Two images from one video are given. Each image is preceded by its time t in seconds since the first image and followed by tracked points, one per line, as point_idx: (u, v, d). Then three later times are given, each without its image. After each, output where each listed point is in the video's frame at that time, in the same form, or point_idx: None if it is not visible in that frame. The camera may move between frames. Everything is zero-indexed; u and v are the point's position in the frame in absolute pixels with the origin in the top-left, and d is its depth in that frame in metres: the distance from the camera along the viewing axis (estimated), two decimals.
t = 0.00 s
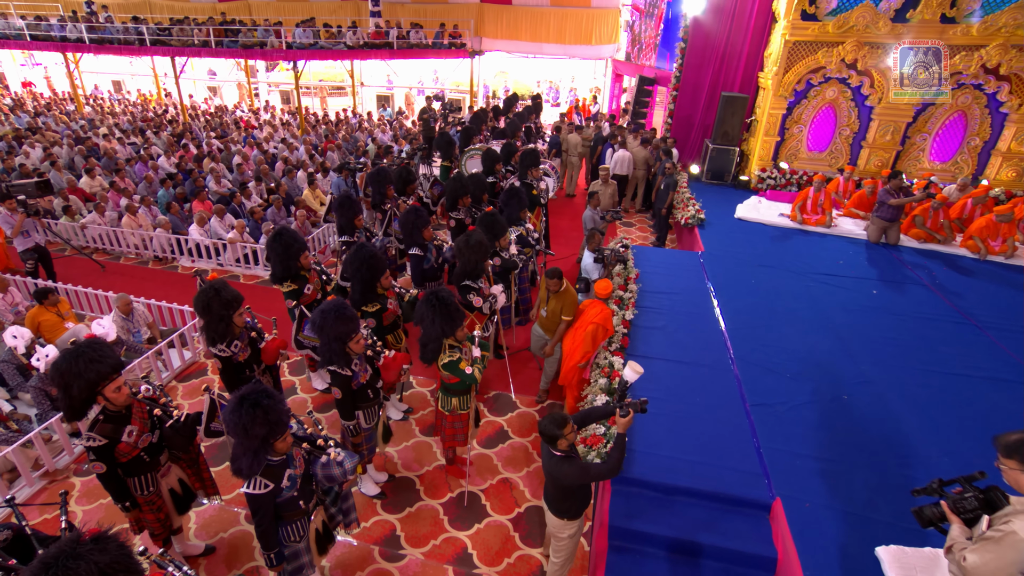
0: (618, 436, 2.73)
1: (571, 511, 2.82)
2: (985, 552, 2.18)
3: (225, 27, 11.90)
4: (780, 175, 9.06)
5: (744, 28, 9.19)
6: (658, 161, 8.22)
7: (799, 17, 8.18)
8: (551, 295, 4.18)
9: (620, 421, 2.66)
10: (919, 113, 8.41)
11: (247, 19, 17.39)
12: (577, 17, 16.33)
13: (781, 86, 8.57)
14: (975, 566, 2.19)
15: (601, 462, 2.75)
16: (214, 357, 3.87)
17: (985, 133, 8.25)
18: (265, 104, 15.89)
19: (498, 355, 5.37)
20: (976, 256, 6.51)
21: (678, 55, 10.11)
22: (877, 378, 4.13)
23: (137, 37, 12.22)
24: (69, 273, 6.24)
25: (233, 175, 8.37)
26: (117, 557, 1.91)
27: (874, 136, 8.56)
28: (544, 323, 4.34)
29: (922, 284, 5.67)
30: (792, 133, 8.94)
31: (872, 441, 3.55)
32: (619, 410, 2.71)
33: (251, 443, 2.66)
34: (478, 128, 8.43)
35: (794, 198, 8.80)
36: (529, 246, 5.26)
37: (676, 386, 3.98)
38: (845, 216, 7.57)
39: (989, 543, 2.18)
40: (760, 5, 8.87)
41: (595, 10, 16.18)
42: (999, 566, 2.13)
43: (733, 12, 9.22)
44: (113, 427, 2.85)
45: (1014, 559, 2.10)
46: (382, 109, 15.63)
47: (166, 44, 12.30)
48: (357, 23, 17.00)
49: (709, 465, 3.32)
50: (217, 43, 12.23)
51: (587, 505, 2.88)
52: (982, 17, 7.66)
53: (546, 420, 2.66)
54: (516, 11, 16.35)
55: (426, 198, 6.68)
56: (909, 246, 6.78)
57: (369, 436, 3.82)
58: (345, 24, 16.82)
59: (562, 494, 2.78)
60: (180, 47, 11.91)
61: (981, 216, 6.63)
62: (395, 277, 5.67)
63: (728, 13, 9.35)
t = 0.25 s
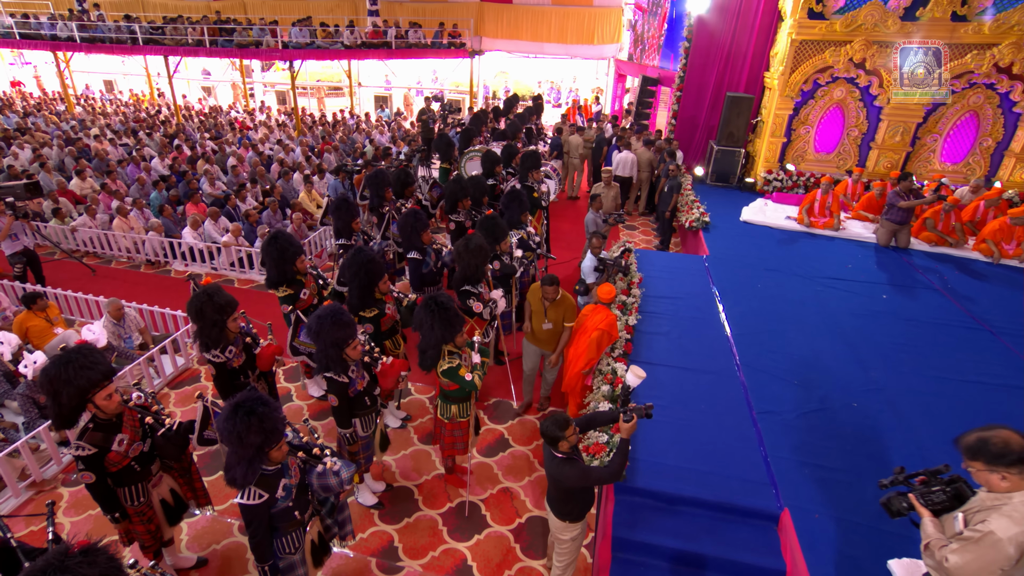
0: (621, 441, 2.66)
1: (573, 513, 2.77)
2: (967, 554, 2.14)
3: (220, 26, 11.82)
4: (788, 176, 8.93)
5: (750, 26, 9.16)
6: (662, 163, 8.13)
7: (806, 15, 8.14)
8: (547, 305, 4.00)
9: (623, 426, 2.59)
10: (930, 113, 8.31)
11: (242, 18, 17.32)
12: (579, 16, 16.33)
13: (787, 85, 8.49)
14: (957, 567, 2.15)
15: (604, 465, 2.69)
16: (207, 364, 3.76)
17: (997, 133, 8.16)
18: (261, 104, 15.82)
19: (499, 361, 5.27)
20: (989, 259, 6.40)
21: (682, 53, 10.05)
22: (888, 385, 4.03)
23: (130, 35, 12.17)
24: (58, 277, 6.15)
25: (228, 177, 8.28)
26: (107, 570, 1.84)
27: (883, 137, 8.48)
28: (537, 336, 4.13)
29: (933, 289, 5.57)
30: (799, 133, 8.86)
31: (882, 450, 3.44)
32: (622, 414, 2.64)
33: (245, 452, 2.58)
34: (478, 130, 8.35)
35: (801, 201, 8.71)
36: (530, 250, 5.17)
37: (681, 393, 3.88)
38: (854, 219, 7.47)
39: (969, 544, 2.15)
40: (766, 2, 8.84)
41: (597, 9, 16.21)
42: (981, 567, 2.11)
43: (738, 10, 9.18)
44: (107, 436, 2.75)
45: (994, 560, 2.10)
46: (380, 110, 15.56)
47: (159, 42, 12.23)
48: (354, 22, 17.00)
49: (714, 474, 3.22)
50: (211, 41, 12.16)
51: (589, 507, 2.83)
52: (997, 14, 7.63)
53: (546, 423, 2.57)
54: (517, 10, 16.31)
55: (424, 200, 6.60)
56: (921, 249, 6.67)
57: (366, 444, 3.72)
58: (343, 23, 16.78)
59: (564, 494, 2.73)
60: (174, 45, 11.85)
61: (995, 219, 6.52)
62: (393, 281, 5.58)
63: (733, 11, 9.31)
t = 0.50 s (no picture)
0: (625, 447, 2.57)
1: (574, 516, 2.68)
2: (951, 559, 2.09)
3: (216, 28, 11.79)
4: (794, 181, 8.87)
5: (755, 28, 9.15)
6: (666, 167, 8.06)
7: (813, 17, 8.14)
8: (540, 321, 3.83)
9: (627, 431, 2.50)
10: (941, 116, 8.23)
11: (237, 19, 17.30)
12: (580, 18, 16.32)
13: (793, 90, 8.49)
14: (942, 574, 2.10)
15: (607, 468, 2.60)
16: (200, 372, 3.66)
17: (1010, 137, 8.03)
18: (256, 107, 15.77)
19: (499, 369, 5.16)
20: (1002, 266, 6.31)
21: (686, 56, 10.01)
22: (899, 395, 3.93)
23: (123, 36, 12.16)
24: (48, 284, 6.05)
25: (222, 182, 8.20)
26: None
27: (892, 140, 8.40)
28: (534, 357, 3.97)
29: (945, 296, 5.48)
30: (806, 137, 8.81)
31: (894, 461, 3.34)
32: (626, 420, 2.55)
33: (238, 463, 2.47)
34: (479, 133, 8.29)
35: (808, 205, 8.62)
36: (531, 256, 5.08)
37: (687, 402, 3.78)
38: (862, 224, 7.41)
39: (950, 548, 2.10)
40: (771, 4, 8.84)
41: (600, 11, 16.17)
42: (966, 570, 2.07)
43: (743, 12, 9.17)
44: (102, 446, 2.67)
45: (978, 561, 2.05)
46: (378, 114, 15.50)
47: (152, 44, 12.19)
48: (352, 23, 17.04)
49: (720, 486, 3.12)
50: (206, 43, 12.12)
51: (591, 511, 2.74)
52: (1008, 16, 7.51)
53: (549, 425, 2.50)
54: (517, 12, 16.33)
55: (423, 205, 6.52)
56: (932, 255, 6.58)
57: (363, 455, 3.61)
58: (342, 24, 16.79)
59: (564, 497, 2.64)
60: (168, 47, 11.84)
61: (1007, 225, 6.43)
62: (390, 288, 5.48)
63: (737, 13, 9.29)
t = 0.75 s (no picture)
0: (629, 455, 2.46)
1: (578, 527, 2.59)
2: (963, 570, 1.99)
3: (211, 29, 11.73)
4: (800, 185, 8.82)
5: (759, 30, 9.10)
6: (669, 171, 7.99)
7: (819, 18, 8.07)
8: (537, 340, 3.48)
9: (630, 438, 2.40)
10: (952, 118, 8.14)
11: (233, 21, 17.29)
12: (582, 19, 16.33)
13: (799, 91, 8.43)
14: None
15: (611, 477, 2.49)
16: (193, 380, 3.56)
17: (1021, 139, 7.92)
18: (252, 110, 15.72)
19: (499, 377, 5.07)
20: (1015, 271, 6.22)
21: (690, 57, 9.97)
22: (910, 404, 3.83)
23: (116, 38, 12.16)
24: (38, 290, 5.97)
25: (217, 186, 8.12)
26: None
27: (901, 142, 8.34)
28: (533, 379, 3.60)
29: (956, 303, 5.39)
30: (812, 140, 8.75)
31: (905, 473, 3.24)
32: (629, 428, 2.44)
33: (231, 474, 2.38)
34: (478, 137, 8.23)
35: (814, 209, 8.55)
36: (533, 262, 5.00)
37: (691, 411, 3.69)
38: (871, 228, 7.30)
39: (961, 558, 1.99)
40: (777, 5, 8.77)
41: (601, 12, 16.16)
42: None
43: (747, 13, 9.11)
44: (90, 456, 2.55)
45: (989, 566, 1.96)
46: (376, 116, 15.46)
47: (146, 46, 12.15)
48: (350, 24, 17.02)
49: (726, 498, 3.02)
50: (200, 45, 12.07)
51: (597, 522, 2.65)
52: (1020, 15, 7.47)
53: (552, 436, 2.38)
54: (518, 13, 16.33)
55: (423, 209, 6.45)
56: (943, 260, 6.50)
57: (360, 465, 3.51)
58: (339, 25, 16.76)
59: (568, 509, 2.55)
60: (162, 49, 11.80)
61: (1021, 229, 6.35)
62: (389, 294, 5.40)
63: (742, 15, 9.24)
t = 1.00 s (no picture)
0: (635, 465, 2.37)
1: (586, 543, 2.49)
2: None
3: (206, 30, 11.68)
4: (808, 188, 8.77)
5: (765, 30, 9.08)
6: (673, 174, 7.91)
7: (827, 17, 8.07)
8: (544, 376, 3.35)
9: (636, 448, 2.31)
10: (964, 119, 8.03)
11: (227, 21, 17.26)
12: (584, 19, 16.33)
13: (808, 93, 8.38)
14: None
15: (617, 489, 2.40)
16: (184, 389, 3.46)
17: None
18: (247, 111, 15.67)
19: (499, 386, 4.97)
20: None
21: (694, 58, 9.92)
22: (922, 413, 3.73)
23: (105, 37, 12.06)
24: (27, 296, 5.87)
25: (211, 190, 8.04)
26: None
27: (911, 144, 8.25)
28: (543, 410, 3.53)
29: (969, 309, 5.29)
30: (820, 142, 8.68)
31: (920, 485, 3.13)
32: (635, 437, 2.36)
33: (223, 485, 2.28)
34: (478, 139, 8.15)
35: (822, 213, 8.48)
36: (533, 269, 4.90)
37: (697, 420, 3.59)
38: (881, 232, 7.25)
39: (967, 567, 2.00)
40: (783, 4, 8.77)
41: (603, 11, 16.15)
42: None
43: (753, 13, 9.09)
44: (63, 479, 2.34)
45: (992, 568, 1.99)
46: (373, 118, 15.40)
47: (138, 46, 12.09)
48: (347, 24, 16.99)
49: (733, 510, 2.91)
50: (194, 45, 12.01)
51: (605, 536, 2.55)
52: None
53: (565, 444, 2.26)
54: (518, 12, 16.31)
55: (422, 213, 6.38)
56: (955, 265, 6.41)
57: (357, 476, 3.40)
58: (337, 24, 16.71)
59: (575, 523, 2.44)
60: (154, 49, 11.76)
61: None
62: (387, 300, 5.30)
63: (747, 14, 9.22)
